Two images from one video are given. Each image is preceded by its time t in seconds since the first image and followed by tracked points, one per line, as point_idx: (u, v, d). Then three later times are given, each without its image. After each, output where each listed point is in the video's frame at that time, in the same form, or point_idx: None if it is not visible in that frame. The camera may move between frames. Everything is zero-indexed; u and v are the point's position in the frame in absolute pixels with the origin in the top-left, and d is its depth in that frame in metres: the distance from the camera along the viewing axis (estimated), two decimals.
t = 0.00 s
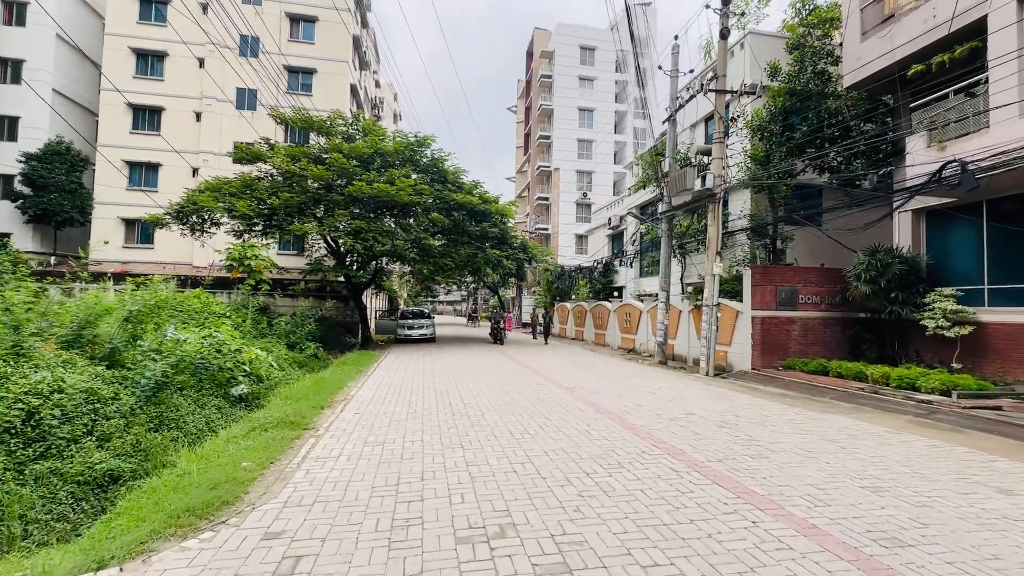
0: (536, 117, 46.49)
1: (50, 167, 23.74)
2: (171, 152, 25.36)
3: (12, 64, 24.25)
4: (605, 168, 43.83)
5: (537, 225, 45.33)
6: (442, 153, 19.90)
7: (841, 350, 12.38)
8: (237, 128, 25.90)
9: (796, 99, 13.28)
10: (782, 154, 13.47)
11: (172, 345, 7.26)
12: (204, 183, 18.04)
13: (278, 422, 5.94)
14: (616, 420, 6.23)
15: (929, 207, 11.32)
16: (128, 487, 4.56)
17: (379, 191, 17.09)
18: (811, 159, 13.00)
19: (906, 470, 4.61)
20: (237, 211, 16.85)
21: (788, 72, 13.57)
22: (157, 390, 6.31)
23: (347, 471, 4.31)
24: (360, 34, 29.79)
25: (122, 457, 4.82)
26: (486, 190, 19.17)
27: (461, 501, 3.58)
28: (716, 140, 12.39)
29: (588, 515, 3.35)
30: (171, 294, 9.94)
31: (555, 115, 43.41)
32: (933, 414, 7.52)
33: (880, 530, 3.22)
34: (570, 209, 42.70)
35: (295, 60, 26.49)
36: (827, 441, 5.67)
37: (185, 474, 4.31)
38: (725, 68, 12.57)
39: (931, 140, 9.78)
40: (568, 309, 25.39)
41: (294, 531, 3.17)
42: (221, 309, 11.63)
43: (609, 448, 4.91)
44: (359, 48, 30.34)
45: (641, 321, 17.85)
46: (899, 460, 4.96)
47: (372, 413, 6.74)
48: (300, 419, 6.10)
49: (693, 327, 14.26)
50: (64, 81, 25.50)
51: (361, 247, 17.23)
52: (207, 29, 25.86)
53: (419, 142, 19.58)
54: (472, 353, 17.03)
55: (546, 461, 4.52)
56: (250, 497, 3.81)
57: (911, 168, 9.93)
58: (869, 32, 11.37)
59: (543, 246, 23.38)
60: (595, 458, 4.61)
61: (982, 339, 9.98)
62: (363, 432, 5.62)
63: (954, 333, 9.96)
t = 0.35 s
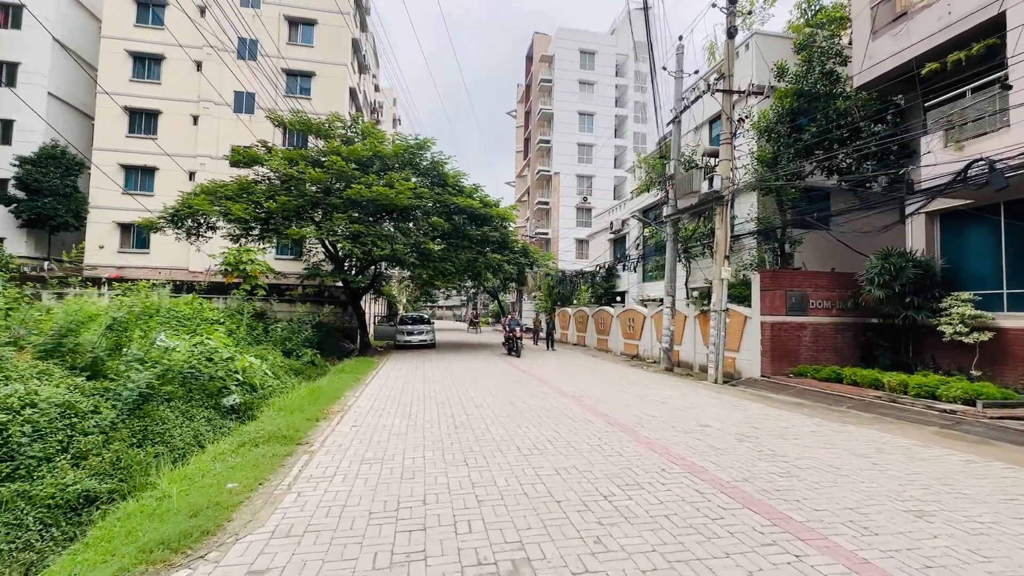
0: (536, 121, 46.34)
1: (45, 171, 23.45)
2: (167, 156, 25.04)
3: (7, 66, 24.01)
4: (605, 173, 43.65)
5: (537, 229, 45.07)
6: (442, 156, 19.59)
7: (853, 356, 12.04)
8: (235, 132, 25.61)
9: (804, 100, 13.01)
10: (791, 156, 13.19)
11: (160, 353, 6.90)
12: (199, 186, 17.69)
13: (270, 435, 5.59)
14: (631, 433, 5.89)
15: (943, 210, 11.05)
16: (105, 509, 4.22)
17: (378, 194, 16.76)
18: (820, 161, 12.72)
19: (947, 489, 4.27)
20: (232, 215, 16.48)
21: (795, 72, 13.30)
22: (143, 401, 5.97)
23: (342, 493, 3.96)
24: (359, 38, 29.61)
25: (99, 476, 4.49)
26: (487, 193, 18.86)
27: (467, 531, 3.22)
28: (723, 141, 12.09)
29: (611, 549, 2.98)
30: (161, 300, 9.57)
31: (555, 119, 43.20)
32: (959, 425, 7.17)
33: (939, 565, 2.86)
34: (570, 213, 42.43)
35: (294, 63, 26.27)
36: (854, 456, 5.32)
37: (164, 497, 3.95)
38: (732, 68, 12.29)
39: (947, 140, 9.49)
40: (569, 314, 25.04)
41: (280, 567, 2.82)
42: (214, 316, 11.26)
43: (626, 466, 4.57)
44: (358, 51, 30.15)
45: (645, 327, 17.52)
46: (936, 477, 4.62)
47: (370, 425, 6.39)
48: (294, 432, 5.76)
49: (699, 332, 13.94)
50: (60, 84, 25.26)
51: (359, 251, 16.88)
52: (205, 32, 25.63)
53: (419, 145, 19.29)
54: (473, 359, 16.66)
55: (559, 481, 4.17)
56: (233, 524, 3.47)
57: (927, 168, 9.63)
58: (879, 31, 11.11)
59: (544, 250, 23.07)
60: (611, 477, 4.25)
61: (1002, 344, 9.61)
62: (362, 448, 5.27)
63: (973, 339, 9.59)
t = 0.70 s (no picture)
0: (537, 122, 46.12)
1: (42, 173, 23.23)
2: (166, 158, 24.81)
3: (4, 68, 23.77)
4: (606, 174, 43.39)
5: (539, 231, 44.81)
6: (444, 157, 19.32)
7: (867, 360, 11.72)
8: (234, 133, 25.36)
9: (814, 98, 12.71)
10: (801, 155, 12.89)
11: (150, 360, 6.59)
12: (197, 188, 17.39)
13: (265, 448, 5.28)
14: (647, 445, 5.57)
15: (960, 209, 10.75)
16: (86, 531, 3.92)
17: (378, 195, 16.48)
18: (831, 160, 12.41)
19: (995, 508, 3.95)
20: (230, 217, 16.19)
21: (805, 69, 12.98)
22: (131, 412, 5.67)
23: (341, 516, 3.66)
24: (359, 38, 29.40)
25: (80, 496, 4.19)
26: (489, 194, 18.57)
27: (479, 563, 2.91)
28: (733, 139, 11.78)
29: None
30: (154, 304, 9.26)
31: (556, 120, 42.93)
32: (988, 433, 6.85)
33: None
34: (572, 215, 42.14)
35: (293, 64, 26.01)
36: (886, 469, 5.01)
37: (148, 521, 3.64)
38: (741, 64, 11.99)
39: (967, 137, 9.20)
40: (573, 317, 24.74)
41: None
42: (211, 320, 10.97)
43: (646, 483, 4.25)
44: (359, 52, 29.95)
45: (651, 329, 17.22)
46: (978, 494, 4.31)
47: (371, 435, 6.09)
48: (291, 444, 5.45)
49: (708, 335, 13.65)
50: (57, 86, 25.03)
51: (360, 253, 16.59)
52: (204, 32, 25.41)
53: (420, 145, 19.01)
54: (476, 363, 16.35)
55: (576, 501, 3.85)
56: (220, 553, 3.16)
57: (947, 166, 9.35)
58: (893, 25, 10.81)
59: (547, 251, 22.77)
60: (632, 497, 3.93)
61: None
62: (363, 462, 4.97)
63: (994, 343, 9.22)
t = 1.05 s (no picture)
0: (538, 120, 45.81)
1: (39, 173, 23.00)
2: (164, 157, 24.58)
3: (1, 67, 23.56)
4: (609, 172, 43.08)
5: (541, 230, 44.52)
6: (445, 154, 19.05)
7: (881, 357, 11.41)
8: (233, 131, 25.09)
9: (824, 89, 12.40)
10: (811, 148, 12.58)
11: (140, 361, 6.33)
12: (194, 186, 17.10)
13: (259, 453, 4.99)
14: (663, 448, 5.27)
15: (978, 201, 10.45)
16: (64, 545, 3.64)
17: (378, 192, 16.19)
18: (843, 152, 12.09)
19: None
20: (229, 215, 15.92)
21: (815, 60, 12.67)
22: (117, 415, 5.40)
23: (336, 528, 3.37)
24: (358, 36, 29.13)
25: (58, 507, 3.91)
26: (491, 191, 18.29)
27: None
28: (742, 131, 11.47)
29: None
30: (147, 303, 8.98)
31: (558, 118, 42.63)
32: (1016, 433, 6.55)
33: None
34: (574, 213, 41.83)
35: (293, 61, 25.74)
36: (919, 472, 4.71)
37: (128, 534, 3.35)
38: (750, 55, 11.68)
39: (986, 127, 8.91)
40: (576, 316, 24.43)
41: None
42: (208, 321, 10.70)
43: (665, 488, 3.95)
44: (359, 50, 29.70)
45: (656, 327, 16.93)
46: (1023, 500, 4.01)
47: (371, 439, 5.81)
48: (286, 449, 5.18)
49: (716, 333, 13.34)
50: (55, 85, 24.82)
51: (360, 251, 16.32)
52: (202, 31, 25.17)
53: (421, 142, 18.73)
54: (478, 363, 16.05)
55: (592, 511, 3.55)
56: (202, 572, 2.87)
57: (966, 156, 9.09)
58: (909, 12, 10.52)
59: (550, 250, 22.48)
60: (652, 506, 3.62)
61: None
62: (362, 468, 4.68)
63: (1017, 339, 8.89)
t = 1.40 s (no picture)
0: (540, 116, 45.42)
1: (37, 173, 22.78)
2: (163, 156, 24.35)
3: None
4: (612, 168, 42.67)
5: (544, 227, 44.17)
6: (447, 150, 18.73)
7: (898, 354, 11.08)
8: (232, 129, 24.81)
9: (837, 78, 12.03)
10: (824, 139, 12.22)
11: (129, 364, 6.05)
12: (192, 184, 16.82)
13: (253, 459, 4.71)
14: (682, 453, 4.96)
15: (999, 192, 10.10)
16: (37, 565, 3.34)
17: (379, 189, 15.89)
18: (857, 144, 11.73)
19: None
20: (227, 213, 15.64)
21: (827, 48, 12.30)
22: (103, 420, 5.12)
23: (333, 547, 3.07)
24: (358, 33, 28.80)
25: (32, 523, 3.60)
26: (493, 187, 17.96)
27: None
28: (753, 122, 11.12)
29: None
30: (141, 304, 8.69)
31: (560, 115, 42.26)
32: None
33: None
34: (577, 210, 41.47)
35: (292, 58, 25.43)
36: (959, 478, 4.39)
37: (105, 554, 3.06)
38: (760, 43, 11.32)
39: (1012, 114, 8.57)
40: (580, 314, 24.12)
41: None
42: (205, 321, 10.42)
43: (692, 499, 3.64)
44: (359, 47, 29.39)
45: (663, 325, 16.60)
46: None
47: (372, 444, 5.51)
48: (282, 455, 4.90)
49: (726, 331, 13.01)
50: (52, 84, 24.58)
51: (361, 249, 16.03)
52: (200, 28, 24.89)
53: (422, 138, 18.42)
54: (482, 362, 15.75)
55: (612, 526, 3.24)
56: None
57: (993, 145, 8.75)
58: None
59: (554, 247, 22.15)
60: (678, 520, 3.31)
61: None
62: (363, 477, 4.39)
63: None
